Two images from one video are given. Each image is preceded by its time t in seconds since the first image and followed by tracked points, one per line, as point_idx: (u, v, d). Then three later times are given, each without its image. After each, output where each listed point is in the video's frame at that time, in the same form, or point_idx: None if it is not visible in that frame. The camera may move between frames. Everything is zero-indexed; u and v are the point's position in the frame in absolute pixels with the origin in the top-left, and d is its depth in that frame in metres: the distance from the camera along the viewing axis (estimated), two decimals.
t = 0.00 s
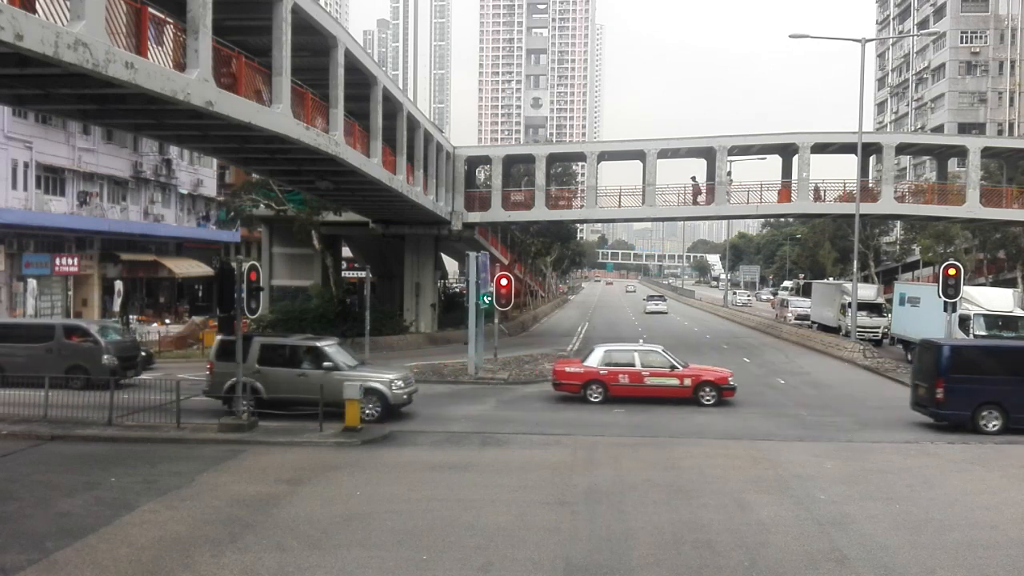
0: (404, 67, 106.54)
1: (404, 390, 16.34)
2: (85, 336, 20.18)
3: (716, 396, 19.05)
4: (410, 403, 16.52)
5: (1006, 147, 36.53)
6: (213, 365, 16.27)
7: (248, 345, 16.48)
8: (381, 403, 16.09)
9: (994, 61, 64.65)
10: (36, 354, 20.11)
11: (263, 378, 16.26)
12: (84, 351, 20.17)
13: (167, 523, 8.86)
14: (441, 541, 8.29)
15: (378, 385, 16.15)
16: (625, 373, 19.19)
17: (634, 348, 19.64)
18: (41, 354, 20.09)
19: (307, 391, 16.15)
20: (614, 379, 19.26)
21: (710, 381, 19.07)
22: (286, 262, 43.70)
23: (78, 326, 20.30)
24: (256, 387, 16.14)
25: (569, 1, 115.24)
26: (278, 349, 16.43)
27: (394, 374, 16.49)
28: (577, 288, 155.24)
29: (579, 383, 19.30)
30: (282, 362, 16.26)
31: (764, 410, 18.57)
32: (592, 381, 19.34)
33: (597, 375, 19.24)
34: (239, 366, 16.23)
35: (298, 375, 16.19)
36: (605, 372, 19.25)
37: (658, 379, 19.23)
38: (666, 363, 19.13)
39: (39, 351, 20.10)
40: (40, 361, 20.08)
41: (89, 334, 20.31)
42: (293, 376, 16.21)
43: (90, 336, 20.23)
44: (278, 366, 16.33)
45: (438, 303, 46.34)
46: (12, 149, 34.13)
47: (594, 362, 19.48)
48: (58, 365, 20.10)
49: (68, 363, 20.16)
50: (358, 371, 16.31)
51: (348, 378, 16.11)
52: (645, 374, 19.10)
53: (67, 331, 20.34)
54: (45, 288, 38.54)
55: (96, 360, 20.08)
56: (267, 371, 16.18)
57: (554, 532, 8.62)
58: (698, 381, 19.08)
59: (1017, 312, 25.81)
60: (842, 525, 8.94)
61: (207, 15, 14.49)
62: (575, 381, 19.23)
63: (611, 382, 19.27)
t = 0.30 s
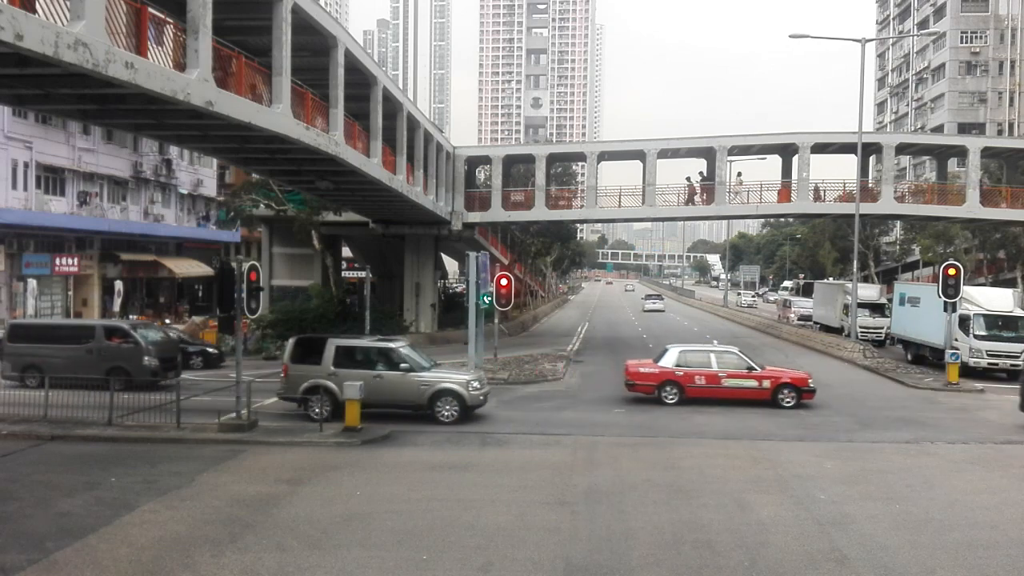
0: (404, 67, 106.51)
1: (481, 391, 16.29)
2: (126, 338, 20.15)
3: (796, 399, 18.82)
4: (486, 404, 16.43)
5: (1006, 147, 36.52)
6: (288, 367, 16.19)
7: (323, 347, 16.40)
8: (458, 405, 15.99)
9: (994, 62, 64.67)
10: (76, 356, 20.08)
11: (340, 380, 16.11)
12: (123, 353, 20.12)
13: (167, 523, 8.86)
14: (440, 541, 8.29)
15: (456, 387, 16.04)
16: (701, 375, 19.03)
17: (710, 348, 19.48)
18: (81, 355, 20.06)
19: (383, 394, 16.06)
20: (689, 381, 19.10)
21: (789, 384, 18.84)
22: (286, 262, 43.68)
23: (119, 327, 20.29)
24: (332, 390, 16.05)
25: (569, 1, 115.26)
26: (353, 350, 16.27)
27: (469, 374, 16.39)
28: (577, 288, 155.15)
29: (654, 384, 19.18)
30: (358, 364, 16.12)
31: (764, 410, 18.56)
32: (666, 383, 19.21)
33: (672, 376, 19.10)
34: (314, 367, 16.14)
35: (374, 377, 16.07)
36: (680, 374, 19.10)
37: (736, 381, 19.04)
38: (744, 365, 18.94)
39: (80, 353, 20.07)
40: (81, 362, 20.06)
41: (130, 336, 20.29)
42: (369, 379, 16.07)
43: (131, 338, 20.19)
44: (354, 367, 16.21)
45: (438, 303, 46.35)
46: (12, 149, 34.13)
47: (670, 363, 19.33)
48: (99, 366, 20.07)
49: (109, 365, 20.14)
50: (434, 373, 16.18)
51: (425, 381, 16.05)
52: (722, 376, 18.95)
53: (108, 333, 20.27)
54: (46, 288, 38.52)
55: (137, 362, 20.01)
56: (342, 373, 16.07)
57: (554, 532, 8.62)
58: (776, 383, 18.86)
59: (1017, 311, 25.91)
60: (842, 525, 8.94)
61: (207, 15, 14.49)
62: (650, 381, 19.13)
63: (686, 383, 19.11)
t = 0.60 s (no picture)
0: (404, 67, 106.48)
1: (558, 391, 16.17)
2: (173, 339, 20.07)
3: (877, 400, 18.62)
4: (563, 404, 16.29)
5: (1006, 147, 36.53)
6: (365, 369, 16.11)
7: (398, 348, 16.29)
8: (537, 406, 15.88)
9: (994, 62, 64.66)
10: (123, 357, 20.00)
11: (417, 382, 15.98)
12: (170, 354, 20.04)
13: (167, 522, 8.86)
14: (440, 541, 8.29)
15: (534, 388, 15.89)
16: (780, 376, 18.83)
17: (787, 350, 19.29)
18: (128, 357, 19.98)
19: (461, 396, 15.92)
20: (767, 382, 18.87)
21: (871, 385, 18.63)
22: (286, 262, 43.69)
23: (165, 328, 20.21)
24: (410, 392, 15.97)
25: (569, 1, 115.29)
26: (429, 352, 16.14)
27: (546, 374, 16.26)
28: (577, 288, 155.08)
29: (730, 385, 18.98)
30: (435, 366, 15.99)
31: (763, 410, 18.57)
32: (742, 383, 19.02)
33: (749, 377, 18.90)
34: (391, 369, 16.05)
35: (452, 379, 15.92)
36: (758, 375, 18.90)
37: (815, 383, 18.81)
38: (824, 367, 18.74)
39: (127, 354, 19.99)
40: (127, 364, 19.97)
41: (177, 337, 20.20)
42: (447, 381, 15.93)
43: (178, 339, 20.10)
44: (430, 368, 16.07)
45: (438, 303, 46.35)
46: (12, 149, 34.14)
47: (746, 364, 19.14)
48: (145, 367, 19.98)
49: (156, 366, 20.07)
50: (512, 374, 16.02)
51: (503, 382, 15.92)
52: (801, 377, 18.74)
53: (154, 334, 20.17)
54: (46, 288, 38.50)
55: (185, 362, 19.99)
56: (419, 375, 15.96)
57: (554, 532, 8.62)
58: (857, 385, 18.66)
59: (1017, 311, 25.89)
60: (842, 525, 8.94)
61: (207, 15, 14.49)
62: (727, 382, 18.93)
63: (764, 385, 18.90)
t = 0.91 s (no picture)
0: (404, 67, 106.48)
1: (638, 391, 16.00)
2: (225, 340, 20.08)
3: (958, 402, 18.54)
4: (643, 404, 16.13)
5: (1006, 147, 36.52)
6: (443, 371, 16.01)
7: (476, 348, 16.15)
8: (619, 407, 15.72)
9: (994, 62, 64.67)
10: (175, 359, 20.04)
11: (495, 383, 15.86)
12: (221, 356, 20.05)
13: (168, 523, 8.86)
14: (440, 541, 8.29)
15: (616, 388, 15.72)
16: (859, 377, 18.71)
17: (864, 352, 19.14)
18: (180, 359, 20.01)
19: (541, 397, 15.79)
20: (846, 384, 18.72)
21: (951, 386, 18.56)
22: (286, 262, 43.69)
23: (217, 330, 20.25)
24: (489, 393, 15.86)
25: (569, 1, 115.27)
26: (508, 352, 16.02)
27: (627, 373, 16.05)
28: (577, 288, 155.08)
29: (807, 388, 18.79)
30: (514, 367, 15.86)
31: (763, 410, 18.57)
32: (820, 386, 18.85)
33: (828, 379, 18.73)
34: (469, 370, 15.94)
35: (533, 380, 15.78)
36: (837, 377, 18.72)
37: (895, 384, 18.68)
38: (905, 368, 18.61)
39: (179, 356, 20.02)
40: (179, 366, 20.00)
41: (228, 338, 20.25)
42: (526, 382, 15.80)
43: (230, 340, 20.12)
44: (510, 369, 15.93)
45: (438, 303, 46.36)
46: (12, 149, 34.15)
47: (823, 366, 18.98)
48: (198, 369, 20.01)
49: (208, 367, 20.09)
50: (592, 374, 15.85)
51: (585, 382, 15.75)
52: (881, 379, 18.60)
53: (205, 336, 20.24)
54: (46, 288, 38.52)
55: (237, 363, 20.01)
56: (499, 376, 15.84)
57: (554, 532, 8.62)
58: (937, 386, 18.58)
59: (1017, 311, 25.89)
60: (842, 525, 8.94)
61: (207, 15, 14.49)
62: (805, 385, 18.74)
63: (843, 387, 18.73)
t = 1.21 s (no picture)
0: (404, 67, 106.48)
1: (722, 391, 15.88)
2: (283, 340, 20.14)
3: None
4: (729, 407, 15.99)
5: (1006, 147, 36.52)
6: (525, 372, 15.96)
7: (558, 349, 16.12)
8: (705, 407, 15.63)
9: (994, 61, 64.64)
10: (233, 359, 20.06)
11: (577, 384, 15.79)
12: (279, 356, 20.08)
13: (168, 523, 8.86)
14: (440, 541, 8.29)
15: (703, 389, 15.62)
16: (937, 379, 18.70)
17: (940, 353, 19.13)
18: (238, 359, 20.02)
19: (624, 397, 15.71)
20: (924, 386, 18.72)
21: None
22: (286, 262, 43.69)
23: (274, 331, 20.35)
24: (571, 394, 15.81)
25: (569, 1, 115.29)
26: (590, 353, 15.96)
27: (711, 374, 15.93)
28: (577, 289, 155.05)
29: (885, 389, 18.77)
30: (597, 367, 15.80)
31: (763, 411, 18.56)
32: (899, 387, 18.85)
33: (907, 381, 18.72)
34: (551, 371, 15.89)
35: (615, 380, 15.71)
36: (915, 378, 18.74)
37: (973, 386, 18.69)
38: (985, 370, 18.59)
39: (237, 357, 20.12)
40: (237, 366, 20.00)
41: (286, 339, 20.29)
42: (610, 383, 15.72)
43: (288, 341, 20.19)
44: (592, 370, 15.85)
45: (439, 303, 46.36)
46: (12, 149, 34.14)
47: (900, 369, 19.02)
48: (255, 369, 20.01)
49: (265, 368, 20.16)
50: (676, 374, 15.74)
51: (670, 384, 15.64)
52: (961, 381, 18.58)
53: (263, 337, 20.30)
54: (46, 288, 38.51)
55: (294, 364, 20.03)
56: (581, 377, 15.78)
57: (554, 532, 8.62)
58: (1016, 388, 18.60)
59: (1017, 311, 25.88)
60: (842, 525, 8.94)
61: (207, 15, 14.48)
62: (883, 386, 18.72)
63: (922, 388, 18.73)
